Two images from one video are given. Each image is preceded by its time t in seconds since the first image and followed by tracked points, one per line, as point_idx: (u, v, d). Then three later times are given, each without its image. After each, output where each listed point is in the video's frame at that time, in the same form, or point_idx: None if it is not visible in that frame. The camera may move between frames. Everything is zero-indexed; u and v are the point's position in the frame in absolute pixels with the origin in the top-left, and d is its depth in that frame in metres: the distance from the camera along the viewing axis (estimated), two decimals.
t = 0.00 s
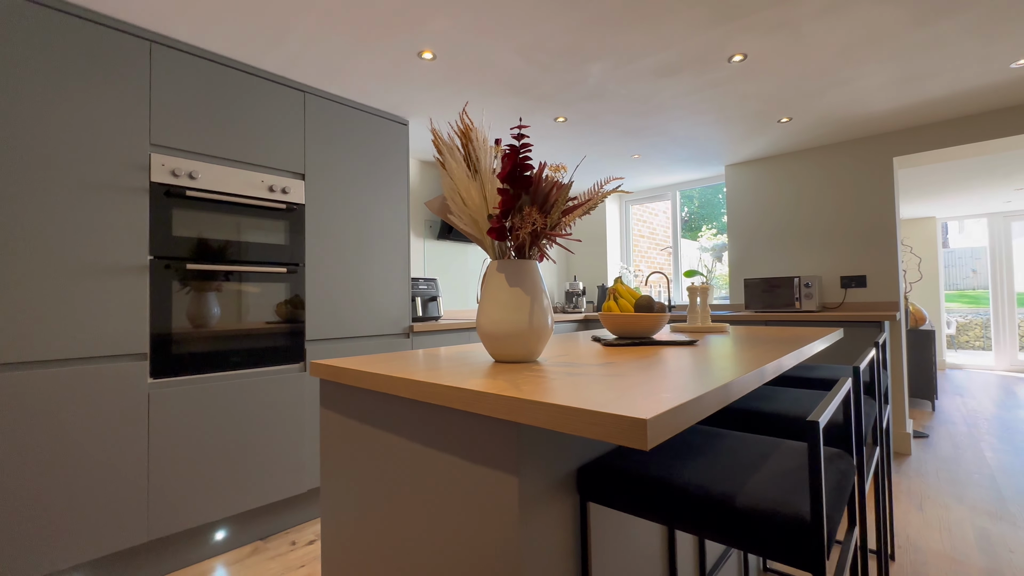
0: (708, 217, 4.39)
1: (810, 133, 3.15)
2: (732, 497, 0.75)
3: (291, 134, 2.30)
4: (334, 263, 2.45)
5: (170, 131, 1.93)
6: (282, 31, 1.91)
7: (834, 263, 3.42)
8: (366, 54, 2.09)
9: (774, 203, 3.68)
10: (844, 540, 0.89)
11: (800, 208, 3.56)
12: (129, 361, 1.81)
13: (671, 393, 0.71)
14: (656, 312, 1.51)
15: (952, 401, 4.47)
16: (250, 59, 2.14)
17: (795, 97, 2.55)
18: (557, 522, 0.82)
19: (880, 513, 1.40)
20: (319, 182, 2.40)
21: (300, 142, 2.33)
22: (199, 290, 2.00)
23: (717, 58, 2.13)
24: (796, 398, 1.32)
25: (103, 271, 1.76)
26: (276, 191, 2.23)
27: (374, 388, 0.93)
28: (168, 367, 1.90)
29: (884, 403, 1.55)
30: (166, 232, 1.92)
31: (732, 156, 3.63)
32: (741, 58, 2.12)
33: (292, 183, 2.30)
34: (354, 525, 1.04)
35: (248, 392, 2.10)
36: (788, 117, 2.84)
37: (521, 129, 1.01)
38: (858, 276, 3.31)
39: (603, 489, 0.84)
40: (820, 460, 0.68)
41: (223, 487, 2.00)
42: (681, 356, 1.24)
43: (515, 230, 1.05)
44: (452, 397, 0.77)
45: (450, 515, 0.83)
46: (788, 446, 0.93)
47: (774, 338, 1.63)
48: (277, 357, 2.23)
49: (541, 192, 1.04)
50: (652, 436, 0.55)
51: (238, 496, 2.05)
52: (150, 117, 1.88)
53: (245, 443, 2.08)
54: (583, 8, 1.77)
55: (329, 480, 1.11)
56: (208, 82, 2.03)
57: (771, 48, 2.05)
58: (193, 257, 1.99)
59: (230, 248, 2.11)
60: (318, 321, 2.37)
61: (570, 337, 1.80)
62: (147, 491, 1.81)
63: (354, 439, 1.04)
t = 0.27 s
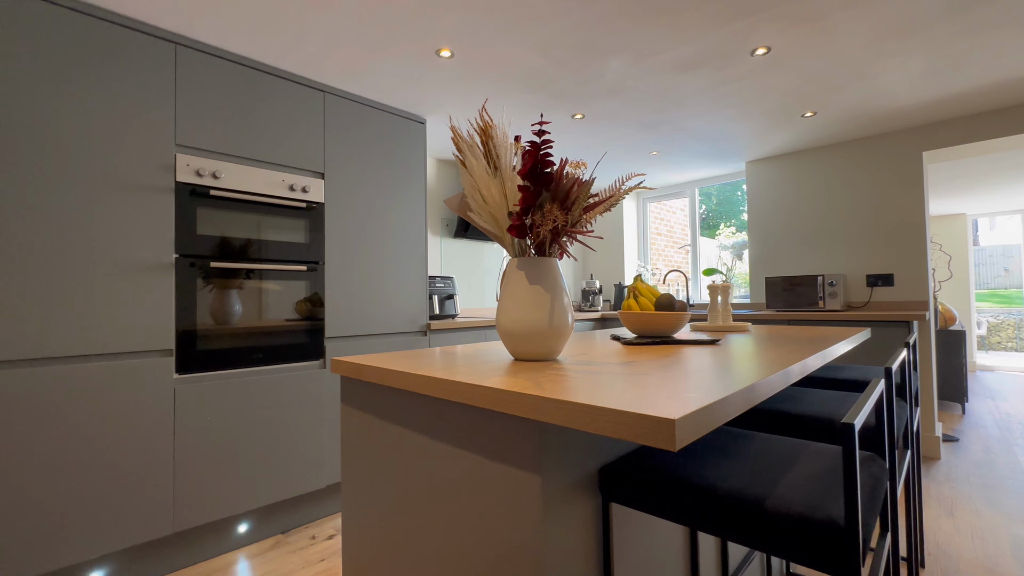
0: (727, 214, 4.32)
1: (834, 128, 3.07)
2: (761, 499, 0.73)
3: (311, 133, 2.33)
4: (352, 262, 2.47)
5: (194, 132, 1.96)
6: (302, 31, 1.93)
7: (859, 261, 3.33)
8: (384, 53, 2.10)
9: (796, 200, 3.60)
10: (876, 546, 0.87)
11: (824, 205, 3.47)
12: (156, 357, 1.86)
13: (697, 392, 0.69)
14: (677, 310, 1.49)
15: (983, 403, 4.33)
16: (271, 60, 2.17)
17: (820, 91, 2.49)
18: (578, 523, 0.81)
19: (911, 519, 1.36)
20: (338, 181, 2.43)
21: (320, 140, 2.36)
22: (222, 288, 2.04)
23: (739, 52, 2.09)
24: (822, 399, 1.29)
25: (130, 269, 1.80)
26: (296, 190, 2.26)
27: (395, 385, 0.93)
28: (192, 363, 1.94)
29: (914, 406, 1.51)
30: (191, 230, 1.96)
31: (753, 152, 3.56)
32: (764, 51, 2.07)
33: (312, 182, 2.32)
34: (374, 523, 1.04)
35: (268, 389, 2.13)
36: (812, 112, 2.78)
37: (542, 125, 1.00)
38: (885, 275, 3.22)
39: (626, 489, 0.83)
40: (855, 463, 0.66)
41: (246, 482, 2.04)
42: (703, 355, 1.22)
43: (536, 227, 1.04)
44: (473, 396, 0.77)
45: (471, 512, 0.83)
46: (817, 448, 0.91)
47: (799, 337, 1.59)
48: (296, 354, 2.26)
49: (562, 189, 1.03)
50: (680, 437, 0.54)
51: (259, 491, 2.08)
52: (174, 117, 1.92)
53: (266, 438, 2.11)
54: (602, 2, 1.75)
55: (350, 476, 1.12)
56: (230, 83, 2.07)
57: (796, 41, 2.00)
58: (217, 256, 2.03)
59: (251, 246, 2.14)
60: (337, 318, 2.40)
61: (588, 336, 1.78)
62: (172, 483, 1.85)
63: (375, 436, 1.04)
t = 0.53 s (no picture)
0: (745, 212, 4.25)
1: (859, 123, 2.99)
2: (791, 504, 0.72)
3: (329, 133, 2.35)
4: (369, 260, 2.49)
5: (217, 132, 2.00)
6: (322, 31, 1.95)
7: (885, 259, 3.24)
8: (402, 51, 2.11)
9: (817, 197, 3.52)
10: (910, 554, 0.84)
11: (847, 202, 3.40)
12: (180, 353, 1.90)
13: (725, 393, 0.68)
14: (698, 309, 1.46)
15: (1014, 406, 4.19)
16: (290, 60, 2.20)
17: (845, 84, 2.42)
18: (601, 524, 0.80)
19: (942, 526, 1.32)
20: (355, 179, 2.44)
21: (338, 139, 2.38)
22: (243, 286, 2.07)
23: (762, 45, 2.04)
24: (850, 401, 1.26)
25: (155, 267, 1.84)
26: (315, 189, 2.29)
27: (415, 383, 0.94)
28: (215, 359, 1.97)
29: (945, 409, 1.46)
30: (214, 229, 2.00)
31: (774, 148, 3.50)
32: (788, 45, 2.03)
33: (331, 181, 2.35)
34: (394, 520, 1.05)
35: (288, 385, 2.16)
36: (836, 106, 2.71)
37: (562, 121, 0.99)
38: (912, 274, 3.13)
39: (650, 492, 0.82)
40: (891, 466, 0.64)
41: (267, 476, 2.08)
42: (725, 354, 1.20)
43: (555, 225, 1.03)
44: (495, 394, 0.77)
45: (493, 510, 0.82)
46: (847, 451, 0.89)
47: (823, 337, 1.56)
48: (315, 351, 2.29)
49: (582, 186, 1.02)
50: (709, 440, 0.53)
51: (279, 486, 2.11)
52: (198, 118, 1.95)
53: (285, 434, 2.14)
54: None
55: (370, 472, 1.13)
56: (252, 84, 2.10)
57: (821, 33, 1.95)
58: (238, 254, 2.06)
59: (271, 245, 2.17)
60: (355, 316, 2.43)
61: (605, 335, 1.77)
62: (196, 476, 1.89)
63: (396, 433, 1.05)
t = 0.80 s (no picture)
0: (763, 210, 4.18)
1: (883, 118, 2.92)
2: (819, 510, 0.70)
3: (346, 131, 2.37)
4: (385, 258, 2.51)
5: (237, 131, 2.03)
6: (339, 31, 1.97)
7: (909, 258, 3.16)
8: (418, 50, 2.12)
9: (838, 194, 3.45)
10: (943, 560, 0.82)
11: (870, 200, 3.32)
12: (200, 349, 1.93)
13: (751, 394, 0.66)
14: (717, 307, 1.44)
15: None
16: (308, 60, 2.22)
17: (869, 78, 2.36)
18: (621, 525, 0.79)
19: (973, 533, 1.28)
20: (371, 178, 2.46)
21: (354, 138, 2.40)
22: (260, 283, 2.10)
23: (783, 39, 2.00)
24: (876, 403, 1.23)
25: (176, 265, 1.87)
26: (332, 187, 2.31)
27: (434, 381, 0.94)
28: (234, 355, 2.00)
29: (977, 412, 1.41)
30: (233, 227, 2.03)
31: (793, 144, 3.43)
32: (810, 38, 1.99)
33: (347, 180, 2.37)
34: (413, 517, 1.05)
35: (305, 382, 2.19)
36: (859, 101, 2.65)
37: (582, 118, 0.97)
38: (938, 273, 3.05)
39: (672, 495, 0.80)
40: (926, 472, 0.62)
41: (285, 472, 2.11)
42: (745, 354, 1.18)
43: (574, 223, 1.02)
44: (514, 393, 0.76)
45: (511, 510, 0.82)
46: (876, 455, 0.86)
47: (847, 337, 1.52)
48: (331, 348, 2.31)
49: (602, 184, 1.01)
50: (737, 441, 0.51)
51: (296, 481, 2.14)
52: (218, 118, 1.98)
53: (303, 430, 2.16)
54: None
55: (388, 469, 1.13)
56: (270, 84, 2.12)
57: (845, 26, 1.90)
58: (256, 252, 2.09)
59: (288, 243, 2.20)
60: (371, 314, 2.44)
61: (622, 334, 1.75)
62: (216, 471, 1.93)
63: (414, 430, 1.05)
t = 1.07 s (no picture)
0: (779, 208, 4.11)
1: (907, 113, 2.84)
2: (845, 513, 0.69)
3: (361, 130, 2.38)
4: (399, 257, 2.52)
5: (255, 131, 2.05)
6: (356, 31, 1.98)
7: (933, 257, 3.08)
8: (433, 48, 2.12)
9: (858, 192, 3.38)
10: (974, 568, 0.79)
11: (891, 198, 3.25)
12: (219, 346, 1.96)
13: (775, 395, 0.64)
14: (736, 307, 1.42)
15: None
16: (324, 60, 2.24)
17: (892, 73, 2.31)
18: (640, 527, 0.78)
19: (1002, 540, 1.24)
20: (386, 177, 2.47)
21: (369, 137, 2.41)
22: (277, 282, 2.12)
23: (804, 33, 1.96)
24: (900, 406, 1.20)
25: (196, 263, 1.91)
26: (348, 187, 2.33)
27: (450, 380, 0.94)
28: (251, 353, 2.03)
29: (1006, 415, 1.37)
30: (251, 226, 2.05)
31: (812, 141, 3.37)
32: (831, 32, 1.94)
33: (362, 179, 2.38)
34: (429, 515, 1.05)
35: (321, 379, 2.21)
36: (882, 96, 2.59)
37: (599, 115, 0.96)
38: (964, 272, 2.97)
39: (692, 496, 0.79)
40: (959, 477, 0.60)
41: (301, 468, 2.13)
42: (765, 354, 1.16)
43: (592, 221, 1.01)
44: (532, 392, 0.76)
45: (529, 510, 0.82)
46: (904, 459, 0.84)
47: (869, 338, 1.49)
48: (346, 346, 2.33)
49: (620, 181, 1.00)
50: (762, 443, 0.50)
51: (311, 477, 2.16)
52: (237, 118, 2.01)
53: (318, 428, 2.19)
54: None
55: (404, 467, 1.14)
56: (287, 84, 2.15)
57: (868, 19, 1.86)
58: (272, 251, 2.12)
59: (304, 242, 2.22)
60: (385, 313, 2.46)
61: (637, 333, 1.73)
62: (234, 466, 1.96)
63: (430, 428, 1.06)
